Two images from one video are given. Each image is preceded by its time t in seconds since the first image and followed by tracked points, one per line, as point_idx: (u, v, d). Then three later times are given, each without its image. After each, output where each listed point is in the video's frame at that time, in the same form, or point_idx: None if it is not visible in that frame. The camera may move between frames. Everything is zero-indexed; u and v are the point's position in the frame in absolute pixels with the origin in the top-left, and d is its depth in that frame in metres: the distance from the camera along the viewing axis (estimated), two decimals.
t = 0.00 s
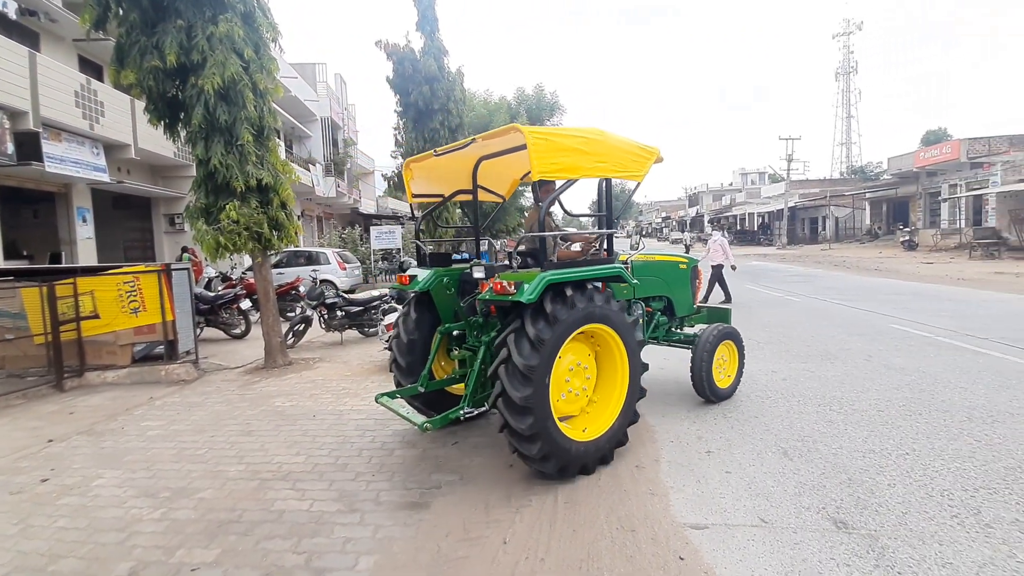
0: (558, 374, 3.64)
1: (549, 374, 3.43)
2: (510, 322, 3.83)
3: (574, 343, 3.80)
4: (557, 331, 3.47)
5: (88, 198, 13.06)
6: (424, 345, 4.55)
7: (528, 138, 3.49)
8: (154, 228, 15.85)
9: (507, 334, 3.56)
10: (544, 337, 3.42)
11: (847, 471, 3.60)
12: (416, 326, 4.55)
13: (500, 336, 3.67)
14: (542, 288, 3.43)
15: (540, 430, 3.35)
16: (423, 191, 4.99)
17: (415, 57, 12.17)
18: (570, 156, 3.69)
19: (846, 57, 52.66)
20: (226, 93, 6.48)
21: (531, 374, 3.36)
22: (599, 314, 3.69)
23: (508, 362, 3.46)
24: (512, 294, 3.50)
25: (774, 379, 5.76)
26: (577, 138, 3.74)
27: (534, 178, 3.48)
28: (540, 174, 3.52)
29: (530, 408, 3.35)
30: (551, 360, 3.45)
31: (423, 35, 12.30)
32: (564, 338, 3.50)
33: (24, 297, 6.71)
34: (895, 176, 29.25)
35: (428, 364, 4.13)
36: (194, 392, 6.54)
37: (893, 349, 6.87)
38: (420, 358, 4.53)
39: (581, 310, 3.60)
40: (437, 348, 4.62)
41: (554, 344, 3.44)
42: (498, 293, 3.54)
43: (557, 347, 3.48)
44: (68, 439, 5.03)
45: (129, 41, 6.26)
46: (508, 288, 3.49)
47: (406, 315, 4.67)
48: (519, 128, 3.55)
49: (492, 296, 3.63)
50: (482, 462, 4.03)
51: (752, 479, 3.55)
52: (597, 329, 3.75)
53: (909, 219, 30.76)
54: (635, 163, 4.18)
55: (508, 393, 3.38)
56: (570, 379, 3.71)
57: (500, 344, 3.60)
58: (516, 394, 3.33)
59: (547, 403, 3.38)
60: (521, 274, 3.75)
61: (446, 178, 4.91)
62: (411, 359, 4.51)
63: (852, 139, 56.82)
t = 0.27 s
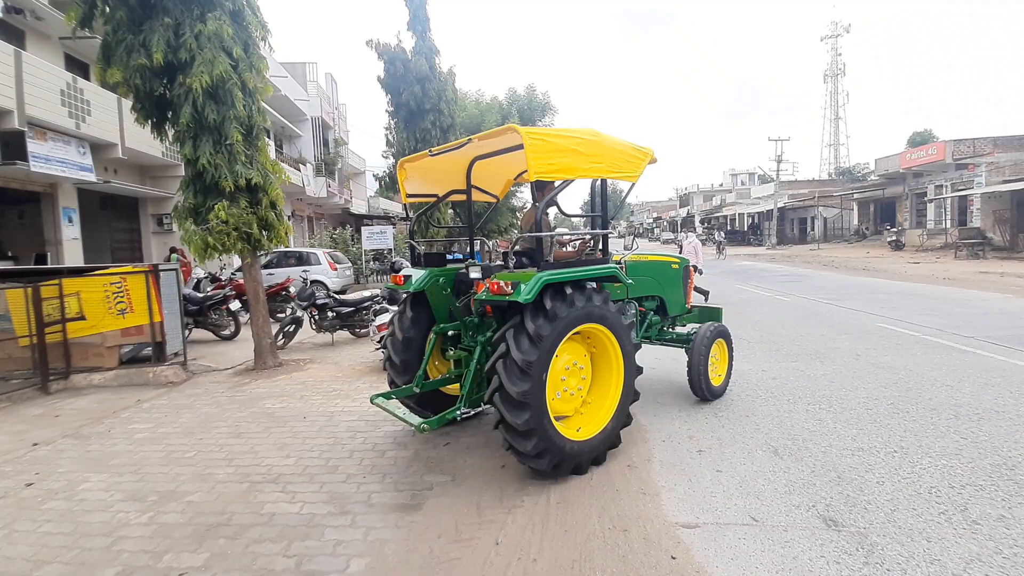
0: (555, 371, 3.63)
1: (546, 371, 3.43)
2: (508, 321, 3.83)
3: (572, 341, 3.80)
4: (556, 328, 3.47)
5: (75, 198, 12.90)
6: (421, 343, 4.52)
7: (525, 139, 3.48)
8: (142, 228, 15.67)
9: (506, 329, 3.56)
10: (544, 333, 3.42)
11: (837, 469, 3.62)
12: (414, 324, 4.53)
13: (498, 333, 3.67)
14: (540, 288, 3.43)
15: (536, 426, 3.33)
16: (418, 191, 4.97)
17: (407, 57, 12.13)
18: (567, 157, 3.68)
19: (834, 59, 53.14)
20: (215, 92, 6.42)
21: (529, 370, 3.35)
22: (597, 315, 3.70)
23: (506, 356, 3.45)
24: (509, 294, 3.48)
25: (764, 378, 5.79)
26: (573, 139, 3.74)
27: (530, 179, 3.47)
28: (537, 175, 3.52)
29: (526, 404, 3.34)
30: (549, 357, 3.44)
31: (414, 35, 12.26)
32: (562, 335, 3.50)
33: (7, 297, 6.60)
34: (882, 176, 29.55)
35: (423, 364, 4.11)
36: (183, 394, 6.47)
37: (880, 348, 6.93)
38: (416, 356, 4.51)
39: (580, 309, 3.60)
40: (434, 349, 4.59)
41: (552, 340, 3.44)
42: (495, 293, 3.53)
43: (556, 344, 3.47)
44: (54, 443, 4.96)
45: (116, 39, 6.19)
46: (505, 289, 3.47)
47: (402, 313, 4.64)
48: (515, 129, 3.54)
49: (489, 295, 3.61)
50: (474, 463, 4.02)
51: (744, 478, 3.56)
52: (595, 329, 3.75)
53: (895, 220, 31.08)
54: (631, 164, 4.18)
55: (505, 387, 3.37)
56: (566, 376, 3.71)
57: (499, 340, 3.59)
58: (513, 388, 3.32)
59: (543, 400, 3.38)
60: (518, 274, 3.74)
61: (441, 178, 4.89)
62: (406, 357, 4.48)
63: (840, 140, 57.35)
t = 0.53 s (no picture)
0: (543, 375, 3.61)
1: (534, 376, 3.41)
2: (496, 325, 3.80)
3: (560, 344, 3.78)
4: (543, 332, 3.44)
5: (62, 198, 12.76)
6: (410, 345, 4.52)
7: (512, 139, 3.47)
8: (131, 228, 15.52)
9: (492, 335, 3.54)
10: (530, 337, 3.40)
11: (828, 469, 3.64)
12: (403, 326, 4.52)
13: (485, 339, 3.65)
14: (528, 290, 3.42)
15: (525, 431, 3.32)
16: (408, 192, 4.94)
17: (399, 57, 12.08)
18: (555, 158, 3.67)
19: (825, 61, 53.53)
20: (205, 91, 6.37)
21: (516, 376, 3.33)
22: (584, 316, 3.67)
23: (493, 364, 3.43)
24: (497, 296, 3.46)
25: (756, 378, 5.81)
26: (562, 139, 3.73)
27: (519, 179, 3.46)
28: (525, 176, 3.51)
29: (514, 410, 3.32)
30: (536, 361, 3.42)
31: (406, 35, 12.22)
32: (549, 339, 3.48)
33: None
34: (872, 177, 29.79)
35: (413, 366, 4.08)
36: (172, 397, 6.40)
37: (871, 347, 6.97)
38: (406, 359, 4.50)
39: (567, 311, 3.58)
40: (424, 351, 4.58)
41: (539, 345, 3.42)
42: (483, 295, 3.51)
43: (543, 348, 3.46)
44: (40, 447, 4.89)
45: (103, 38, 6.13)
46: (493, 291, 3.45)
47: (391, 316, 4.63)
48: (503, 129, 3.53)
49: (477, 297, 3.60)
50: (467, 465, 3.99)
51: (736, 478, 3.57)
52: (584, 330, 3.73)
53: (885, 220, 31.34)
54: (620, 165, 4.18)
55: (493, 394, 3.35)
56: (556, 380, 3.69)
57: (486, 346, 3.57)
58: (501, 395, 3.30)
59: (532, 404, 3.36)
60: (507, 275, 3.73)
61: (431, 179, 4.86)
62: (397, 360, 4.46)
63: (830, 141, 57.76)
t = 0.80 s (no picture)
0: (537, 377, 3.58)
1: (527, 379, 3.38)
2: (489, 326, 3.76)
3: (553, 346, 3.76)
4: (536, 335, 3.42)
5: (52, 198, 12.65)
6: (402, 348, 4.49)
7: (505, 138, 3.44)
8: (123, 229, 15.41)
9: (484, 339, 3.51)
10: (522, 341, 3.37)
11: (825, 469, 3.62)
12: (395, 329, 4.50)
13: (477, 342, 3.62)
14: (521, 290, 3.40)
15: (519, 436, 3.29)
16: (400, 192, 4.91)
17: (393, 56, 12.04)
18: (549, 156, 3.65)
19: (819, 62, 53.72)
20: (197, 90, 6.32)
21: (509, 380, 3.30)
22: (577, 316, 3.65)
23: (486, 368, 3.40)
24: (490, 296, 3.45)
25: (752, 378, 5.80)
26: (555, 138, 3.70)
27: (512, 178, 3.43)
28: (518, 175, 3.48)
29: (508, 414, 3.29)
30: (529, 364, 3.40)
31: (401, 34, 12.18)
32: (542, 341, 3.45)
33: None
34: (866, 177, 29.90)
35: (406, 368, 4.05)
36: (164, 398, 6.35)
37: (866, 347, 6.98)
38: (398, 362, 4.47)
39: (559, 313, 3.55)
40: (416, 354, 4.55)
41: (532, 348, 3.39)
42: (476, 295, 3.49)
43: (536, 351, 3.43)
44: (29, 450, 4.83)
45: (93, 36, 6.07)
46: (486, 291, 3.44)
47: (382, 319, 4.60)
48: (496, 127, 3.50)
49: (471, 298, 3.58)
50: (462, 467, 3.97)
51: (733, 478, 3.55)
52: (577, 331, 3.71)
53: (879, 220, 31.45)
54: (614, 164, 4.16)
55: (486, 399, 3.33)
56: (550, 383, 3.67)
57: (478, 350, 3.55)
58: (494, 400, 3.27)
59: (525, 408, 3.33)
60: (499, 275, 3.71)
61: (424, 179, 4.83)
62: (389, 364, 4.44)
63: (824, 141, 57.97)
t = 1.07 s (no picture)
0: (531, 379, 3.56)
1: (521, 381, 3.36)
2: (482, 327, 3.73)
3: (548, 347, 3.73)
4: (529, 336, 3.39)
5: (44, 199, 12.56)
6: (396, 349, 4.47)
7: (498, 136, 3.41)
8: (117, 229, 15.32)
9: (477, 341, 3.49)
10: (515, 343, 3.35)
11: (822, 468, 3.61)
12: (388, 331, 4.47)
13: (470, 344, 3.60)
14: (515, 290, 3.37)
15: (514, 439, 3.27)
16: (393, 191, 4.89)
17: (388, 56, 11.99)
18: (542, 156, 3.62)
19: (814, 61, 53.85)
20: (189, 89, 6.28)
21: (502, 383, 3.28)
22: (571, 316, 3.63)
23: (479, 371, 3.38)
24: (483, 296, 3.42)
25: (748, 377, 5.79)
26: (549, 137, 3.68)
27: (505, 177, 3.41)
28: (511, 173, 3.46)
29: (503, 417, 3.27)
30: (522, 366, 3.37)
31: (396, 33, 12.14)
32: (535, 343, 3.43)
33: None
34: (861, 176, 29.97)
35: (400, 368, 4.02)
36: (158, 400, 6.30)
37: (862, 345, 6.98)
38: (392, 363, 4.46)
39: (553, 313, 3.52)
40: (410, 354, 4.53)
41: (525, 350, 3.37)
42: (469, 296, 3.46)
43: (529, 352, 3.41)
44: (19, 453, 4.78)
45: (84, 34, 6.01)
46: (478, 291, 3.41)
47: (376, 320, 4.58)
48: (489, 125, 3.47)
49: (464, 298, 3.55)
50: (458, 468, 3.94)
51: (729, 478, 3.54)
52: (572, 331, 3.69)
53: (874, 219, 31.54)
54: (609, 163, 4.14)
55: (479, 402, 3.30)
56: (544, 384, 3.65)
57: (471, 352, 3.52)
58: (488, 403, 3.25)
59: (519, 410, 3.31)
60: (493, 275, 3.69)
61: (417, 178, 4.81)
62: (383, 365, 4.44)
63: (819, 140, 58.13)
